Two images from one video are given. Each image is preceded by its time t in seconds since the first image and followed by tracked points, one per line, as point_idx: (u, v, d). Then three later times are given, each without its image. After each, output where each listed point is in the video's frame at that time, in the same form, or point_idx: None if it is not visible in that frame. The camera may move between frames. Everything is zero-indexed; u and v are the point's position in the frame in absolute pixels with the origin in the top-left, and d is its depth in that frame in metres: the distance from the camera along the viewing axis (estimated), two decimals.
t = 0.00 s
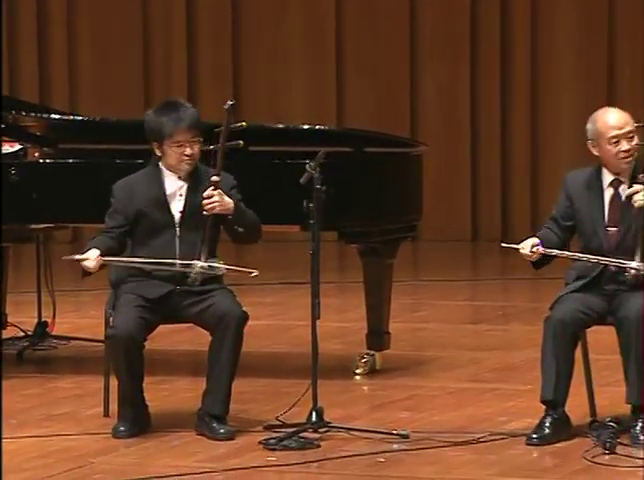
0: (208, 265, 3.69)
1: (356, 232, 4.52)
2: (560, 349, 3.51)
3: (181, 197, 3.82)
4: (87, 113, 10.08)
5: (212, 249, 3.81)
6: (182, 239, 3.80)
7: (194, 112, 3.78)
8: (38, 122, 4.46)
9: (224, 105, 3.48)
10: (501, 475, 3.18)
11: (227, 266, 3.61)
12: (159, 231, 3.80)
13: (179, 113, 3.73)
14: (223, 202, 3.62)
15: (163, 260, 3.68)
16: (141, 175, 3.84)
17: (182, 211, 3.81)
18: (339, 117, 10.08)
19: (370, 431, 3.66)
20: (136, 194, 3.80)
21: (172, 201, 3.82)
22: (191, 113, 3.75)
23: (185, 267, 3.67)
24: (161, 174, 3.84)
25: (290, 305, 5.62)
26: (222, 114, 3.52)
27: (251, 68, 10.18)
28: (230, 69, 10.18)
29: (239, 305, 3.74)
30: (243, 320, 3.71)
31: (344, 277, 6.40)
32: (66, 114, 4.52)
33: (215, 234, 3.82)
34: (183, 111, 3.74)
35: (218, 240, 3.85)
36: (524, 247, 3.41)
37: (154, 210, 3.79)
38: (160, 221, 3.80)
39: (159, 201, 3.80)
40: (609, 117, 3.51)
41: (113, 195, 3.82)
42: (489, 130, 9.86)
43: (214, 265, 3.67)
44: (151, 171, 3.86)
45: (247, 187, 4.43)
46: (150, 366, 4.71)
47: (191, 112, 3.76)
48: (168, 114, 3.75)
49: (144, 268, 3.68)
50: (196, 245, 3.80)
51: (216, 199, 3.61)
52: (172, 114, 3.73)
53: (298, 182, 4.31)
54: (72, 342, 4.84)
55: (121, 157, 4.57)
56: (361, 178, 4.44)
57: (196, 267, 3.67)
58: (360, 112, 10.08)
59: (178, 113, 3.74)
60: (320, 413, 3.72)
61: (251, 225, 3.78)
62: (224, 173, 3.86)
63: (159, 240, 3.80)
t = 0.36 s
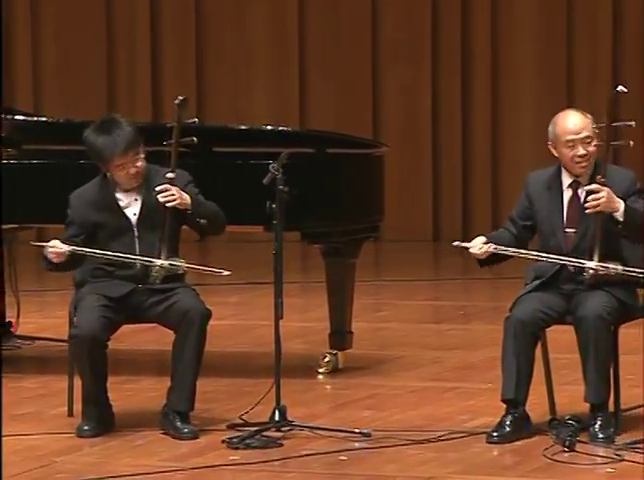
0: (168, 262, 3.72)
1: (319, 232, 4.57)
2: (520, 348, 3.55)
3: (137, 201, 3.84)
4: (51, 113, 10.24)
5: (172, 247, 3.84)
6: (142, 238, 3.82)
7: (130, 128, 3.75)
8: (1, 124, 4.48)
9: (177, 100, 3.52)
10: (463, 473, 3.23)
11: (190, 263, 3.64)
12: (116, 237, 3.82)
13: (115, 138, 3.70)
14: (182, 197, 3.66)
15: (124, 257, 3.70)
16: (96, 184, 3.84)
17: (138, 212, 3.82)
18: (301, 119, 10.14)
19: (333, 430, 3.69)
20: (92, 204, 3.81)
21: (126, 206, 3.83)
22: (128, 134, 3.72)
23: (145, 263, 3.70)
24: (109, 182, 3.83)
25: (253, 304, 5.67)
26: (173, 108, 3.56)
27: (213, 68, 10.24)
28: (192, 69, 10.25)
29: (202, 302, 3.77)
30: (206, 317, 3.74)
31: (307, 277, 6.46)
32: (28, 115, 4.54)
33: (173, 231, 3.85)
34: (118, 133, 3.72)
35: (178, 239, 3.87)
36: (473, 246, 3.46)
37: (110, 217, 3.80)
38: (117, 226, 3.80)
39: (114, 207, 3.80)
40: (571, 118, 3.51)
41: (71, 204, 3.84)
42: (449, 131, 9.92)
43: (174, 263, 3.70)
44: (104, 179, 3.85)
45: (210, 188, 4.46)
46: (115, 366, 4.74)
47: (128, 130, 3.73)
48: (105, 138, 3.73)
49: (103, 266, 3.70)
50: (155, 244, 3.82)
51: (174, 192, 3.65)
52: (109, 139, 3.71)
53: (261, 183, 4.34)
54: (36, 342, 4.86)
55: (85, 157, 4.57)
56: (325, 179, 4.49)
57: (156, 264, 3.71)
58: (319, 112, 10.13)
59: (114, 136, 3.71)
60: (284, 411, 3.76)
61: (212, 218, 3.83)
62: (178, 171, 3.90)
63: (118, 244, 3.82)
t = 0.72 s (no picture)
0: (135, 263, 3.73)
1: (285, 232, 4.59)
2: (485, 348, 3.57)
3: (99, 198, 3.83)
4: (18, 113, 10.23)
5: (137, 247, 3.85)
6: (107, 239, 3.83)
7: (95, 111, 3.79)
8: None
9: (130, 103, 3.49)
10: (428, 472, 3.25)
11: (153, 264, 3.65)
12: (83, 235, 3.82)
13: (79, 115, 3.74)
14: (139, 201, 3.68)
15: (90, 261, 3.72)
16: (58, 183, 3.84)
17: (103, 211, 3.83)
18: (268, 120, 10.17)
19: (299, 429, 3.71)
20: (60, 202, 3.80)
21: (91, 203, 3.83)
22: (92, 113, 3.76)
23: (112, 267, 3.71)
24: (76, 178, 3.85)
25: (219, 305, 5.69)
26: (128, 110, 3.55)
27: (180, 68, 10.25)
28: (159, 69, 10.25)
29: (168, 301, 3.79)
30: (172, 315, 3.76)
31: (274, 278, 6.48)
32: None
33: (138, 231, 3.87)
34: (82, 112, 3.76)
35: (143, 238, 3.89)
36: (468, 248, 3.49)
37: (77, 215, 3.80)
38: (84, 225, 3.81)
39: (80, 205, 3.81)
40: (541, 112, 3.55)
41: (35, 207, 3.81)
42: (414, 132, 9.98)
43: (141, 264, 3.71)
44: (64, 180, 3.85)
45: (177, 189, 4.48)
46: (83, 366, 4.75)
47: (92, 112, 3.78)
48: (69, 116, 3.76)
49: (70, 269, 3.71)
50: (121, 244, 3.83)
51: (131, 196, 3.68)
52: (73, 117, 3.75)
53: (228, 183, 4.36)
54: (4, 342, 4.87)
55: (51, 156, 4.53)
56: (291, 179, 4.51)
57: (121, 266, 3.71)
58: (286, 112, 10.15)
59: (78, 114, 3.75)
60: (251, 412, 3.77)
61: (172, 219, 3.86)
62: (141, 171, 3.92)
63: (85, 243, 3.82)
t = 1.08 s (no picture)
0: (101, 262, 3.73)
1: (249, 234, 4.62)
2: (446, 347, 3.60)
3: (67, 199, 3.85)
4: None
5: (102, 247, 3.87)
6: (72, 239, 3.84)
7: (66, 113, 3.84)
8: None
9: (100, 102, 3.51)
10: (388, 470, 3.29)
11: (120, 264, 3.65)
12: (47, 234, 3.83)
13: (52, 117, 3.78)
14: (107, 199, 3.69)
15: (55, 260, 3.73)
16: (25, 183, 3.85)
17: (69, 212, 3.85)
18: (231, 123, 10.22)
19: (261, 429, 3.75)
20: (25, 201, 3.82)
21: (58, 204, 3.85)
22: (64, 116, 3.81)
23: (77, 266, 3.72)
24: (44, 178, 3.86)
25: (182, 305, 5.72)
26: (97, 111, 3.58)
27: (143, 69, 10.28)
28: (122, 69, 10.28)
29: (131, 300, 3.81)
30: (136, 314, 3.79)
31: (236, 277, 6.51)
32: None
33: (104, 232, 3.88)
34: (55, 114, 3.80)
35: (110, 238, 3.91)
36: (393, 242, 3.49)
37: (42, 214, 3.82)
38: (48, 224, 3.82)
39: (46, 205, 3.82)
40: (493, 122, 3.58)
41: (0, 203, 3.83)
42: (377, 133, 10.05)
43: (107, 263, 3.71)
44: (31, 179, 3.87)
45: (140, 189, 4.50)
46: (45, 366, 4.77)
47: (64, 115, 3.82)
48: (42, 118, 3.80)
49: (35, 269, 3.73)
50: (86, 244, 3.85)
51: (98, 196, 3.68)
52: (45, 118, 3.78)
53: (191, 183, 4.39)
54: None
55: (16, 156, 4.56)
56: (255, 181, 4.53)
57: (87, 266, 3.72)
58: (248, 116, 10.18)
59: (51, 117, 3.79)
60: (213, 411, 3.79)
61: (140, 218, 3.89)
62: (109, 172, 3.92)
63: (48, 242, 3.83)
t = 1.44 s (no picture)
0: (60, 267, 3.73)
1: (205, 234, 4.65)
2: (398, 347, 3.64)
3: (34, 206, 3.80)
4: None
5: (61, 254, 3.85)
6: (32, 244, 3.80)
7: (51, 136, 3.78)
8: None
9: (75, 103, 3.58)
10: (342, 469, 3.34)
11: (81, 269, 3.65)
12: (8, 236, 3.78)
13: (41, 140, 3.72)
14: (73, 207, 3.70)
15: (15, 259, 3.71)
16: None
17: (34, 217, 3.80)
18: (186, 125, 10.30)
19: (216, 428, 3.78)
20: None
21: (24, 210, 3.80)
22: (51, 140, 3.75)
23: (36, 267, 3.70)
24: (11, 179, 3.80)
25: (137, 305, 5.74)
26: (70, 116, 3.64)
27: (99, 70, 10.32)
28: (78, 69, 10.34)
29: (92, 305, 3.82)
30: (97, 319, 3.80)
31: (192, 278, 6.54)
32: None
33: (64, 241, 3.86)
34: (42, 137, 3.73)
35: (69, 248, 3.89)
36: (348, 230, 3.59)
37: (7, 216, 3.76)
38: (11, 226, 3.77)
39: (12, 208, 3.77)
40: (433, 125, 3.63)
41: None
42: (331, 136, 10.24)
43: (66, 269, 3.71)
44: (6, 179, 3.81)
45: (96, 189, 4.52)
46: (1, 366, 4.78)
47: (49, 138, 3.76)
48: (30, 140, 3.72)
49: None
50: (46, 249, 3.82)
51: (66, 200, 3.69)
52: (34, 142, 3.71)
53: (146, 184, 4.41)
54: None
55: None
56: (211, 182, 4.56)
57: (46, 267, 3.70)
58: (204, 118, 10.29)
59: (39, 139, 3.73)
60: (168, 411, 3.83)
61: (99, 231, 3.88)
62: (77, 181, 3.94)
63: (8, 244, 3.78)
